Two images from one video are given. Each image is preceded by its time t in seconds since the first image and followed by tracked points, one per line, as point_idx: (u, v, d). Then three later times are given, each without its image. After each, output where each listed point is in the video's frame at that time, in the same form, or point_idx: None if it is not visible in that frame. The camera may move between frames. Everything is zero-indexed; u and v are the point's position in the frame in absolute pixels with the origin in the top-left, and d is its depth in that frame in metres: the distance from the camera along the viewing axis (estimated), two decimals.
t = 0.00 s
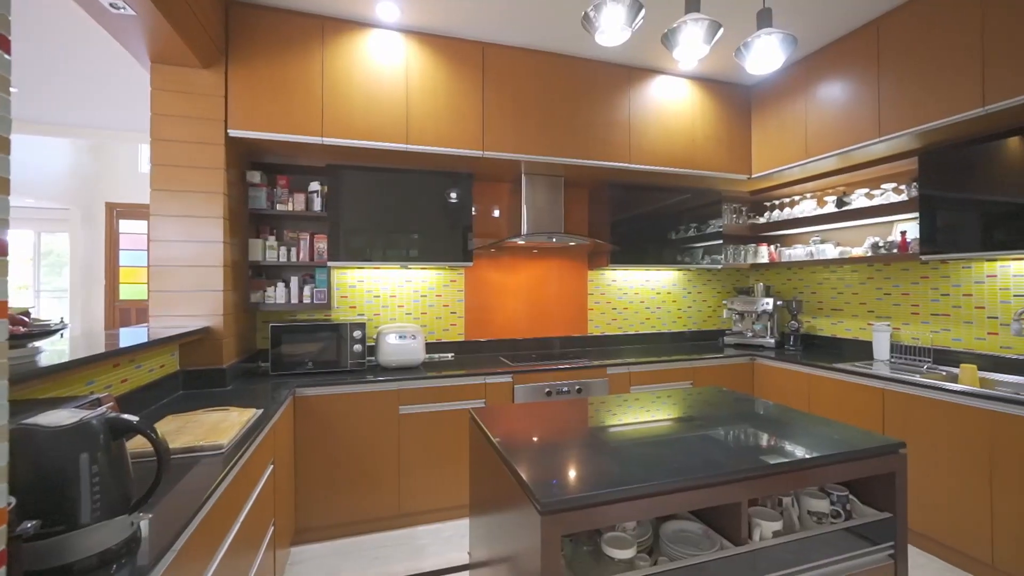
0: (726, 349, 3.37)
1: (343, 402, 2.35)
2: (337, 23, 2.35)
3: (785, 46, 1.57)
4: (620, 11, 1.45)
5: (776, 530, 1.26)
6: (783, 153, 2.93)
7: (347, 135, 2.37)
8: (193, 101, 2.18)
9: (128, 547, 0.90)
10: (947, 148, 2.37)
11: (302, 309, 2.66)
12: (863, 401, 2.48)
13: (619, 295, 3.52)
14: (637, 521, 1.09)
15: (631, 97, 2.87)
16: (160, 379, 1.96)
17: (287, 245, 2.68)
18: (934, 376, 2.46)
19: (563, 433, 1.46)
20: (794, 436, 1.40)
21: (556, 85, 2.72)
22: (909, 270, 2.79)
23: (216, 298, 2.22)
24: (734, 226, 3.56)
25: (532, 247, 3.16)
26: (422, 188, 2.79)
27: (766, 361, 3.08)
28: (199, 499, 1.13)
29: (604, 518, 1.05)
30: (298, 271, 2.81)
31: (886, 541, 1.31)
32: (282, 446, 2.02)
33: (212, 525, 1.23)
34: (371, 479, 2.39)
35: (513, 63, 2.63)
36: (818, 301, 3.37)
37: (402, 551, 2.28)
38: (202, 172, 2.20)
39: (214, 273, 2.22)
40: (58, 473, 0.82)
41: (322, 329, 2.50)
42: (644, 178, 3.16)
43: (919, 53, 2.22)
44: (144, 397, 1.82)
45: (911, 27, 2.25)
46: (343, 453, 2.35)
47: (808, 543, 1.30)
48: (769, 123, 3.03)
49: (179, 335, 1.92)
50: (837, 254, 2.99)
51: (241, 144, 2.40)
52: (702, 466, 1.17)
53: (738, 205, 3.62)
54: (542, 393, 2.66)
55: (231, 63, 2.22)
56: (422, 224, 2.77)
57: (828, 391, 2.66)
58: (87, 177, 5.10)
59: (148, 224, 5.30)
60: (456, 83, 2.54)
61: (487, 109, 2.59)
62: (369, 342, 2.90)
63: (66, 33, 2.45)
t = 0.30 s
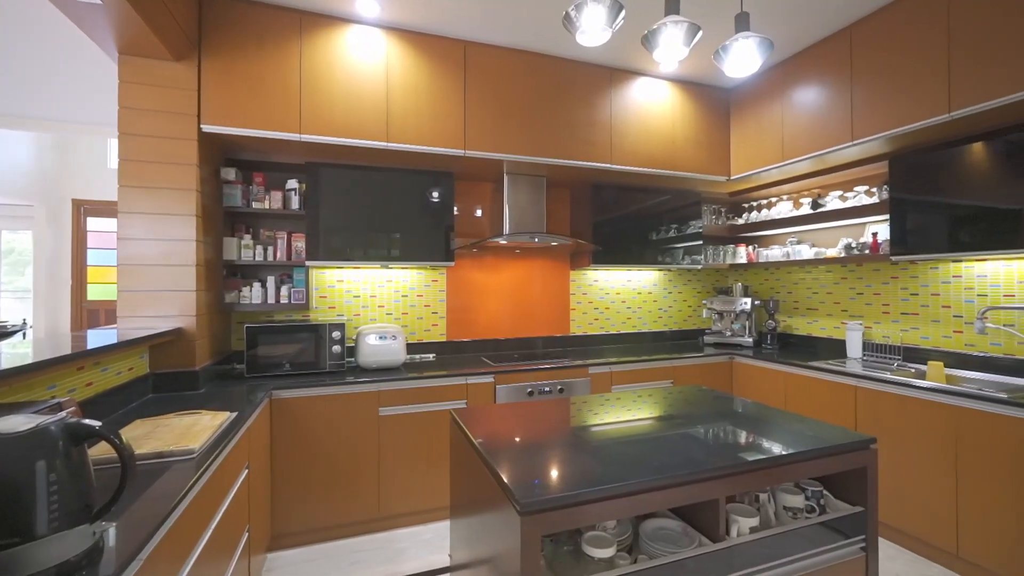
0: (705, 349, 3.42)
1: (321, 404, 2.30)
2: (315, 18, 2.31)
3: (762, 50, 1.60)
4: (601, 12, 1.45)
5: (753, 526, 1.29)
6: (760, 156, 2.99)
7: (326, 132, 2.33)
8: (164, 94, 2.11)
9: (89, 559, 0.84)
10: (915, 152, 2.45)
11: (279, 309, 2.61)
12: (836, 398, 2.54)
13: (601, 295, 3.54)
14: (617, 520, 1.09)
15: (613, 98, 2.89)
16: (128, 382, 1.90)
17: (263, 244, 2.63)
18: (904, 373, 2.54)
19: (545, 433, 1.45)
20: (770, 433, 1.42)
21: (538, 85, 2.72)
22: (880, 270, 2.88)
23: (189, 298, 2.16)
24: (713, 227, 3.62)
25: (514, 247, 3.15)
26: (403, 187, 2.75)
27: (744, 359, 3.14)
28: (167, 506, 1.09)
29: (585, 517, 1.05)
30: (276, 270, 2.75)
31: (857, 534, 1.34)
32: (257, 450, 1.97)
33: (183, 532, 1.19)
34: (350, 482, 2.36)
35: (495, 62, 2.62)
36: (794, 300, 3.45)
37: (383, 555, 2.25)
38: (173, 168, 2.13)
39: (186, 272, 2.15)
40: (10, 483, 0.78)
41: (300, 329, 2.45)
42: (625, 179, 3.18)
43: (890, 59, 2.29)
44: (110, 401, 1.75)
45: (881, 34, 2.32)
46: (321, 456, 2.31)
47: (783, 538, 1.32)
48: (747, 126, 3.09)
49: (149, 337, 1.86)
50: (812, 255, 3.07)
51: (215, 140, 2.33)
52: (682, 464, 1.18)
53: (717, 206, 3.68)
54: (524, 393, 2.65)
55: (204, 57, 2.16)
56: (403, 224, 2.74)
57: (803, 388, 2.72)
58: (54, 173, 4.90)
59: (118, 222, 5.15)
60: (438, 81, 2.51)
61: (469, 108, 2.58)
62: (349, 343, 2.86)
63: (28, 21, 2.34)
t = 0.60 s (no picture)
0: (686, 348, 3.46)
1: (300, 406, 2.26)
2: (294, 13, 2.27)
3: (740, 53, 1.62)
4: (582, 13, 1.46)
5: (732, 522, 1.30)
6: (739, 158, 3.04)
7: (305, 129, 2.28)
8: (135, 88, 2.05)
9: (50, 568, 0.81)
10: (887, 156, 2.52)
11: (256, 309, 2.55)
12: (812, 395, 2.60)
13: (584, 295, 3.56)
14: (599, 518, 1.09)
15: (595, 99, 2.90)
16: (96, 386, 1.83)
17: (240, 243, 2.57)
18: (876, 371, 2.61)
19: (528, 433, 1.45)
20: (750, 431, 1.44)
21: (521, 84, 2.72)
22: (854, 271, 2.96)
23: (162, 298, 2.10)
24: (693, 227, 3.67)
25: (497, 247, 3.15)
26: (385, 185, 2.72)
27: (723, 358, 3.19)
28: (136, 513, 1.05)
29: (566, 517, 1.05)
30: (253, 270, 2.70)
31: (831, 528, 1.37)
32: (233, 454, 1.92)
33: (153, 539, 1.15)
34: (330, 485, 2.32)
35: (478, 61, 2.62)
36: (772, 300, 3.52)
37: (363, 558, 2.21)
38: (145, 164, 2.07)
39: (159, 272, 2.09)
40: None
41: (278, 330, 2.41)
42: (607, 180, 3.20)
43: (863, 65, 2.35)
44: (77, 405, 1.69)
45: (854, 41, 2.38)
46: (300, 459, 2.27)
47: (760, 534, 1.34)
48: (726, 128, 3.14)
49: (119, 338, 1.80)
50: (788, 255, 3.13)
51: (189, 136, 2.27)
52: (663, 462, 1.19)
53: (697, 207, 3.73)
54: (507, 393, 2.64)
55: (178, 51, 2.10)
56: (384, 223, 2.71)
57: (781, 386, 2.78)
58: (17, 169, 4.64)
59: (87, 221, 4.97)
60: (420, 79, 2.49)
61: (451, 106, 2.56)
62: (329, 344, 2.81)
63: None
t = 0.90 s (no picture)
0: (668, 347, 3.50)
1: (280, 408, 2.22)
2: (274, 8, 2.23)
3: (720, 56, 1.64)
4: (565, 13, 1.46)
5: (711, 519, 1.32)
6: (720, 160, 3.09)
7: (285, 126, 2.25)
8: (107, 81, 1.98)
9: None
10: (861, 159, 2.59)
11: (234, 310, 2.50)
12: (790, 393, 2.65)
13: (568, 295, 3.57)
14: (582, 517, 1.10)
15: (579, 100, 2.92)
16: (64, 389, 1.77)
17: (217, 242, 2.50)
18: (851, 369, 2.69)
19: (511, 433, 1.45)
20: (729, 428, 1.47)
21: (505, 84, 2.72)
22: (830, 271, 3.03)
23: (135, 298, 2.04)
24: (676, 228, 3.71)
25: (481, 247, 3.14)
26: (368, 184, 2.68)
27: (704, 357, 3.23)
28: (106, 520, 1.02)
29: (548, 516, 1.06)
30: (231, 269, 2.64)
31: (808, 523, 1.40)
32: (210, 457, 1.88)
33: (124, 547, 1.12)
34: (309, 488, 2.28)
35: (462, 61, 2.61)
36: (751, 300, 3.58)
37: (345, 561, 2.19)
38: (118, 160, 2.01)
39: (132, 271, 2.03)
40: None
41: (258, 331, 2.36)
42: (591, 180, 3.22)
43: (838, 71, 2.41)
44: (43, 410, 1.63)
45: (830, 47, 2.44)
46: (279, 462, 2.23)
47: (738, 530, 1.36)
48: (707, 130, 3.18)
49: (89, 339, 1.74)
50: (767, 256, 3.20)
51: (164, 132, 2.21)
52: (645, 460, 1.20)
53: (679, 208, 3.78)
54: (491, 393, 2.64)
55: (152, 44, 2.05)
56: (367, 222, 2.67)
57: (760, 384, 2.83)
58: None
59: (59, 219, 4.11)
60: (403, 77, 2.47)
61: (435, 105, 2.55)
62: (310, 345, 2.77)
63: None
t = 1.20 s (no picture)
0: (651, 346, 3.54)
1: (260, 410, 2.18)
2: (253, 3, 2.19)
3: (701, 60, 1.67)
4: (548, 13, 1.46)
5: (692, 516, 1.34)
6: (702, 162, 3.13)
7: (265, 123, 2.20)
8: (78, 75, 1.92)
9: None
10: (838, 162, 2.65)
11: (212, 310, 2.44)
12: (769, 391, 2.70)
13: (552, 295, 3.58)
14: (565, 516, 1.10)
15: (563, 101, 2.93)
16: (31, 393, 1.71)
17: (195, 241, 2.47)
18: (828, 367, 2.75)
19: (495, 433, 1.44)
20: (711, 426, 1.49)
21: (489, 84, 2.71)
22: (808, 271, 3.09)
23: (107, 298, 1.98)
24: (659, 229, 3.75)
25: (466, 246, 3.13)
26: (351, 183, 2.65)
27: (687, 356, 3.27)
28: (74, 528, 0.98)
29: (531, 516, 1.05)
30: (209, 269, 2.58)
31: (786, 519, 1.43)
32: (186, 462, 1.84)
33: (94, 555, 1.08)
34: (290, 491, 2.24)
35: (446, 59, 2.59)
36: (732, 299, 3.64)
37: (327, 565, 2.16)
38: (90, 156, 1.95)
39: (104, 271, 1.97)
40: None
41: (236, 332, 2.31)
42: (575, 181, 3.23)
43: (815, 75, 2.46)
44: (9, 414, 1.57)
45: (808, 52, 2.49)
46: (259, 465, 2.19)
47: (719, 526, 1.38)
48: (690, 132, 3.22)
49: (58, 341, 1.69)
50: (747, 256, 3.25)
51: (139, 127, 2.15)
52: (627, 459, 1.21)
53: (662, 209, 3.82)
54: (475, 393, 2.63)
55: (126, 37, 1.99)
56: (350, 221, 2.64)
57: (741, 382, 2.87)
58: None
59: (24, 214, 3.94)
60: (386, 75, 2.45)
61: (418, 104, 2.53)
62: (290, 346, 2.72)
63: None
